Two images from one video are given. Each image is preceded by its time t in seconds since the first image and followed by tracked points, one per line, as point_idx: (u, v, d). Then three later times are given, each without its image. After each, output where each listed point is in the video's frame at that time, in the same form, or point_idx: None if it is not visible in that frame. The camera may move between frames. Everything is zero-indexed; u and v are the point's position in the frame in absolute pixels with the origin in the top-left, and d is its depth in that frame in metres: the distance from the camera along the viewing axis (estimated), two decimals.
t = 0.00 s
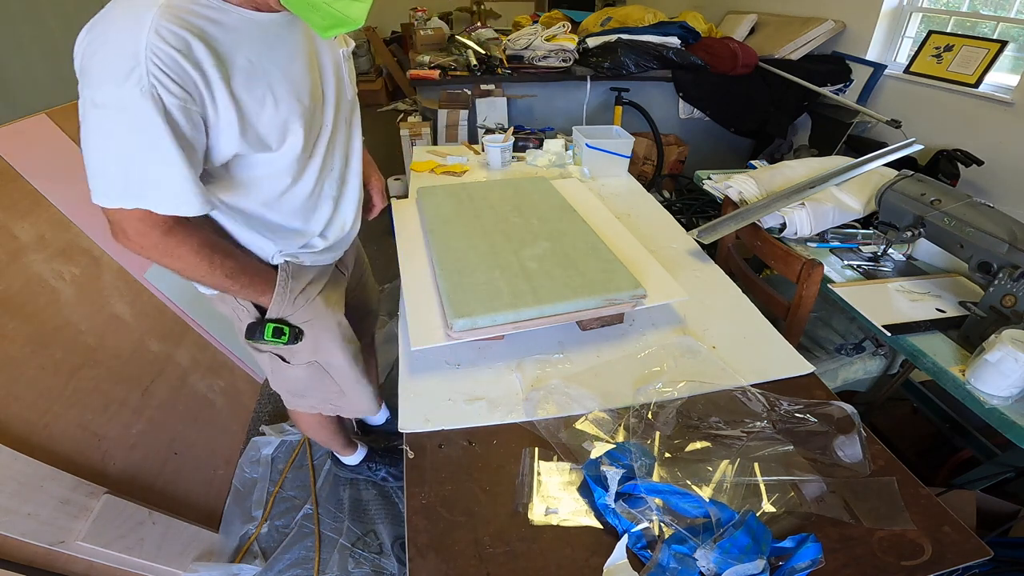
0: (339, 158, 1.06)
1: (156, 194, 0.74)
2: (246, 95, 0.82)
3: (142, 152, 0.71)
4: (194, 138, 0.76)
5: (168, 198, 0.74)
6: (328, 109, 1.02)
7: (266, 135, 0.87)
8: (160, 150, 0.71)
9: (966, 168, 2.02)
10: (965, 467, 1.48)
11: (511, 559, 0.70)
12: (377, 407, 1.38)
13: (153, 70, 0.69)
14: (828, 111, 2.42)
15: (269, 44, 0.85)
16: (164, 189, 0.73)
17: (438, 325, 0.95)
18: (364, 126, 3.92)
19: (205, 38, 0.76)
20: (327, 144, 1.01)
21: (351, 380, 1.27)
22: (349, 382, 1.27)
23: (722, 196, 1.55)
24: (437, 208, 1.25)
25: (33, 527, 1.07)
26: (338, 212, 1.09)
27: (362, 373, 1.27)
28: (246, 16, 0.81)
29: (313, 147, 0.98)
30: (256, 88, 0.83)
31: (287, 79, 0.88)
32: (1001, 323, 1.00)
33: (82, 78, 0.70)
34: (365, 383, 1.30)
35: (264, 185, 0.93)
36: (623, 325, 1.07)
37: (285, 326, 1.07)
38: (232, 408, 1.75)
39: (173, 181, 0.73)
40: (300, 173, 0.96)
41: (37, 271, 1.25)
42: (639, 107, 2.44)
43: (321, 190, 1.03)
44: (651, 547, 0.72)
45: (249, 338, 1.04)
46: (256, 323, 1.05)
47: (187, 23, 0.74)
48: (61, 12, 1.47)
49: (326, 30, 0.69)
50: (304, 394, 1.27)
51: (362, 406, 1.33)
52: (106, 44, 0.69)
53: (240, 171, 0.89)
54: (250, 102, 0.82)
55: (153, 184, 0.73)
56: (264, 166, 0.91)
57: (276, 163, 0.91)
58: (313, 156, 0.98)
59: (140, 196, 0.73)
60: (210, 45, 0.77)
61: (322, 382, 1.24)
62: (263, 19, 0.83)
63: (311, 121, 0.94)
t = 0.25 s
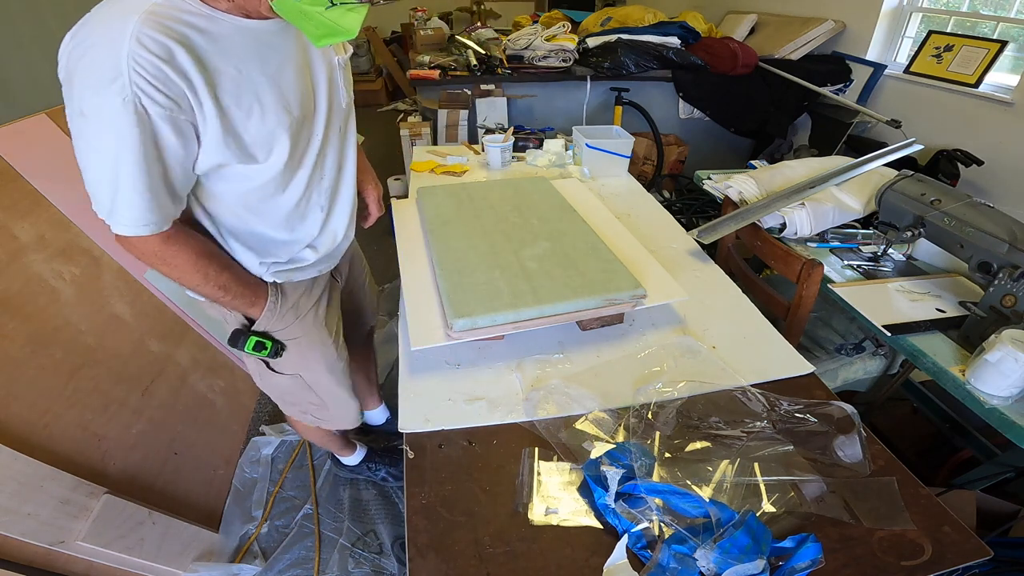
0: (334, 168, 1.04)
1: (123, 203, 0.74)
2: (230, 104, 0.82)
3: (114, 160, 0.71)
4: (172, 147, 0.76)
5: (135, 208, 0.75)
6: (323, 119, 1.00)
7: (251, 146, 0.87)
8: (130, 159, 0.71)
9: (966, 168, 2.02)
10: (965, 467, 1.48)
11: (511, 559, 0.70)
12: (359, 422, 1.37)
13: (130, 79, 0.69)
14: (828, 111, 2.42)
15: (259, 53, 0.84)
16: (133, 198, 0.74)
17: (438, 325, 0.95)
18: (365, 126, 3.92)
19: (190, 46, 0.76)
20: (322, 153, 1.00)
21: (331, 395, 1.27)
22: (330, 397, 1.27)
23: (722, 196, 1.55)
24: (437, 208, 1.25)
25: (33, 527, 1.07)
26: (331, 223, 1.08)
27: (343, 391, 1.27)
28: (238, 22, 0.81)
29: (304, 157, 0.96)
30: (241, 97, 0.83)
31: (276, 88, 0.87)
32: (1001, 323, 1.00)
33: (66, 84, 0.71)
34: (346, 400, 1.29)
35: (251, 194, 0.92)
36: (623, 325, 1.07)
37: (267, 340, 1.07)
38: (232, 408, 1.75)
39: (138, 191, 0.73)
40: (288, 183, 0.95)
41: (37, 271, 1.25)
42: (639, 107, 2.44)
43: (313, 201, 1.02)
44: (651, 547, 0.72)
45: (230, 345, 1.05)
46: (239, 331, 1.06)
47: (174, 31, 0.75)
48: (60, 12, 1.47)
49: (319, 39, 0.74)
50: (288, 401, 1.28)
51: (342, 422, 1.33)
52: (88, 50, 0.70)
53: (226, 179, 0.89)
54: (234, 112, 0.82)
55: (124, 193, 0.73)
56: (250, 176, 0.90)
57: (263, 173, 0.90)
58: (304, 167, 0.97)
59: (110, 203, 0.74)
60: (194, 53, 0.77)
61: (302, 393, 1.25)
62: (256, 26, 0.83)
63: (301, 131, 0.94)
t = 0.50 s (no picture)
0: (328, 176, 1.05)
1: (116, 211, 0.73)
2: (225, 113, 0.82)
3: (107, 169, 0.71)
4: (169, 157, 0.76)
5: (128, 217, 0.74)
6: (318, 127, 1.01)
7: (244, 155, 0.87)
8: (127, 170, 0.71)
9: (966, 168, 2.02)
10: (965, 467, 1.48)
11: (511, 559, 0.70)
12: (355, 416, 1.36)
13: (126, 89, 0.69)
14: (828, 111, 2.42)
15: (253, 62, 0.84)
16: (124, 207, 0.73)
17: (438, 325, 0.95)
18: (365, 126, 3.92)
19: (186, 55, 0.76)
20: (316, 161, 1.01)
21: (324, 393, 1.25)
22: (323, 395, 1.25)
23: (722, 196, 1.55)
24: (437, 208, 1.25)
25: (33, 527, 1.07)
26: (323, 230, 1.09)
27: (336, 389, 1.25)
28: (236, 32, 0.81)
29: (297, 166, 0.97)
30: (236, 106, 0.83)
31: (270, 97, 0.88)
32: (1001, 323, 1.00)
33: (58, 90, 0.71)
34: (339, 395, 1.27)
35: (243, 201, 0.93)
36: (623, 325, 1.07)
37: (251, 345, 1.05)
38: (232, 408, 1.75)
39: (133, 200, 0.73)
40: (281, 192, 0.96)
41: (37, 271, 1.25)
42: (639, 107, 2.44)
43: (306, 209, 1.03)
44: (651, 547, 0.72)
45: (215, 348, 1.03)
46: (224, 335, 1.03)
47: (171, 39, 0.75)
48: (60, 11, 1.47)
49: (326, 48, 0.76)
50: (280, 402, 1.26)
51: (335, 420, 1.32)
52: (85, 59, 0.70)
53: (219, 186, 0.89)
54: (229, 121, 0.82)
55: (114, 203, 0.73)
56: (243, 184, 0.91)
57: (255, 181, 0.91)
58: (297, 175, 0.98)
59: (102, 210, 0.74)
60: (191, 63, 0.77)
61: (295, 394, 1.23)
62: (255, 35, 0.83)
63: (295, 140, 0.94)
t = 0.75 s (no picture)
0: (328, 180, 1.05)
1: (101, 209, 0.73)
2: (222, 114, 0.82)
3: (97, 167, 0.71)
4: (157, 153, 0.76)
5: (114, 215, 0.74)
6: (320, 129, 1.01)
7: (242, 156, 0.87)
8: (116, 166, 0.71)
9: (966, 168, 2.02)
10: (965, 467, 1.48)
11: (511, 559, 0.70)
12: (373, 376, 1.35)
13: (115, 86, 0.69)
14: (828, 111, 2.42)
15: (255, 63, 0.86)
16: (114, 205, 0.73)
17: (438, 325, 0.95)
18: (365, 126, 3.92)
19: (185, 54, 0.77)
20: (316, 164, 1.01)
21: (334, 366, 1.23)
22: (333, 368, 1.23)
23: (722, 196, 1.55)
24: (437, 208, 1.25)
25: (33, 527, 1.07)
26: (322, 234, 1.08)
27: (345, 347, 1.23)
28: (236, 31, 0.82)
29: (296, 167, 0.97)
30: (234, 106, 0.83)
31: (270, 99, 0.88)
32: (1001, 323, 1.00)
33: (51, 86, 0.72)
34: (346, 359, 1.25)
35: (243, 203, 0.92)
36: (623, 325, 1.07)
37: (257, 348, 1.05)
38: (232, 408, 1.75)
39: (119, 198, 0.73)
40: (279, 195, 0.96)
41: (37, 271, 1.25)
42: (639, 107, 2.44)
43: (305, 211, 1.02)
44: (651, 547, 0.72)
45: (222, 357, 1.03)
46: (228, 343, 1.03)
47: (170, 36, 0.75)
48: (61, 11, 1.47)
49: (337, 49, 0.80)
50: (296, 394, 1.23)
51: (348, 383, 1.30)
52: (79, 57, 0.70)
53: (218, 188, 0.89)
54: (225, 121, 0.83)
55: (105, 205, 0.72)
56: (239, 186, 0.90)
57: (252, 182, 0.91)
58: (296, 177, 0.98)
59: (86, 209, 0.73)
60: (189, 61, 0.77)
61: (309, 379, 1.20)
62: (255, 35, 0.85)
63: (293, 142, 0.94)
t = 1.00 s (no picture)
0: (329, 178, 1.04)
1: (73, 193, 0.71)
2: (226, 111, 0.81)
3: (78, 154, 0.69)
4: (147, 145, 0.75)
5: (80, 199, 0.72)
6: (322, 129, 1.01)
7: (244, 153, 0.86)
8: (95, 152, 0.69)
9: (966, 168, 2.02)
10: (965, 467, 1.48)
11: (511, 559, 0.70)
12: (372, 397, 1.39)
13: (113, 77, 0.68)
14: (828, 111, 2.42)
15: (262, 61, 0.86)
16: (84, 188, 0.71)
17: (438, 325, 0.95)
18: (365, 126, 3.92)
19: (195, 46, 0.76)
20: (317, 162, 1.00)
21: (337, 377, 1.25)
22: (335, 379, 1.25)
23: (722, 196, 1.55)
24: (437, 208, 1.25)
25: (33, 527, 1.07)
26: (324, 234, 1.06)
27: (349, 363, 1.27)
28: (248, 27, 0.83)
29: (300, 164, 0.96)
30: (238, 103, 0.83)
31: (273, 95, 0.88)
32: (1001, 323, 1.00)
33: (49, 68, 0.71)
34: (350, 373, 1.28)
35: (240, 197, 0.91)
36: (622, 325, 1.07)
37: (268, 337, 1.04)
38: (232, 408, 1.75)
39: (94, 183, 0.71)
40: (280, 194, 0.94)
41: (37, 271, 1.25)
42: (639, 107, 2.44)
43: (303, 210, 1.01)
44: (651, 547, 0.72)
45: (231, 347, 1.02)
46: (238, 333, 1.03)
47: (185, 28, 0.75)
48: (61, 11, 1.47)
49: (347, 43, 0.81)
50: (291, 397, 1.24)
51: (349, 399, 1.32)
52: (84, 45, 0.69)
53: (217, 182, 0.88)
54: (228, 117, 0.82)
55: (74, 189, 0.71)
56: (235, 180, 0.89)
57: (251, 178, 0.90)
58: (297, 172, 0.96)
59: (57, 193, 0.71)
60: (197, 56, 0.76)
61: (305, 384, 1.21)
62: (265, 32, 0.85)
63: (296, 140, 0.94)
